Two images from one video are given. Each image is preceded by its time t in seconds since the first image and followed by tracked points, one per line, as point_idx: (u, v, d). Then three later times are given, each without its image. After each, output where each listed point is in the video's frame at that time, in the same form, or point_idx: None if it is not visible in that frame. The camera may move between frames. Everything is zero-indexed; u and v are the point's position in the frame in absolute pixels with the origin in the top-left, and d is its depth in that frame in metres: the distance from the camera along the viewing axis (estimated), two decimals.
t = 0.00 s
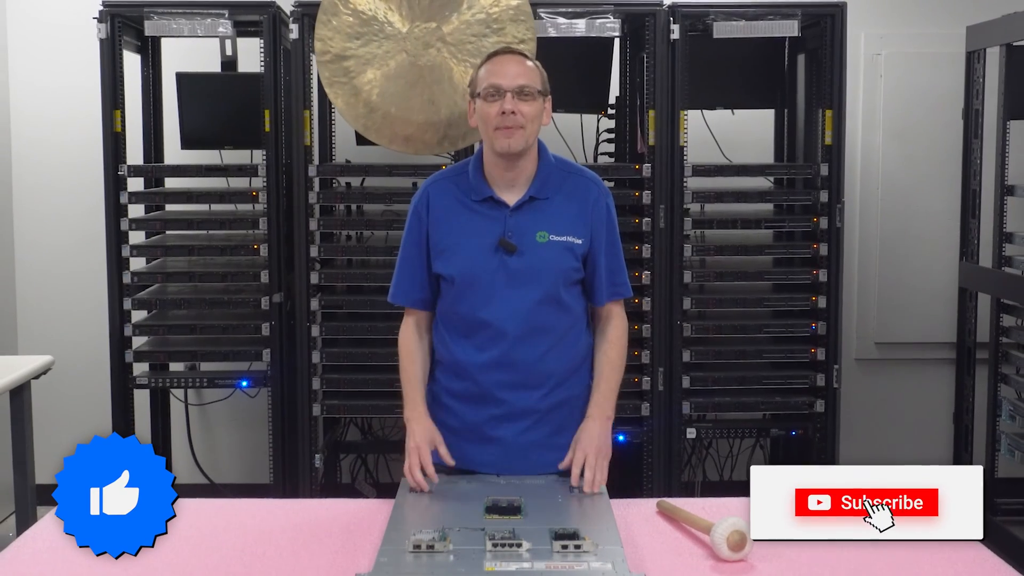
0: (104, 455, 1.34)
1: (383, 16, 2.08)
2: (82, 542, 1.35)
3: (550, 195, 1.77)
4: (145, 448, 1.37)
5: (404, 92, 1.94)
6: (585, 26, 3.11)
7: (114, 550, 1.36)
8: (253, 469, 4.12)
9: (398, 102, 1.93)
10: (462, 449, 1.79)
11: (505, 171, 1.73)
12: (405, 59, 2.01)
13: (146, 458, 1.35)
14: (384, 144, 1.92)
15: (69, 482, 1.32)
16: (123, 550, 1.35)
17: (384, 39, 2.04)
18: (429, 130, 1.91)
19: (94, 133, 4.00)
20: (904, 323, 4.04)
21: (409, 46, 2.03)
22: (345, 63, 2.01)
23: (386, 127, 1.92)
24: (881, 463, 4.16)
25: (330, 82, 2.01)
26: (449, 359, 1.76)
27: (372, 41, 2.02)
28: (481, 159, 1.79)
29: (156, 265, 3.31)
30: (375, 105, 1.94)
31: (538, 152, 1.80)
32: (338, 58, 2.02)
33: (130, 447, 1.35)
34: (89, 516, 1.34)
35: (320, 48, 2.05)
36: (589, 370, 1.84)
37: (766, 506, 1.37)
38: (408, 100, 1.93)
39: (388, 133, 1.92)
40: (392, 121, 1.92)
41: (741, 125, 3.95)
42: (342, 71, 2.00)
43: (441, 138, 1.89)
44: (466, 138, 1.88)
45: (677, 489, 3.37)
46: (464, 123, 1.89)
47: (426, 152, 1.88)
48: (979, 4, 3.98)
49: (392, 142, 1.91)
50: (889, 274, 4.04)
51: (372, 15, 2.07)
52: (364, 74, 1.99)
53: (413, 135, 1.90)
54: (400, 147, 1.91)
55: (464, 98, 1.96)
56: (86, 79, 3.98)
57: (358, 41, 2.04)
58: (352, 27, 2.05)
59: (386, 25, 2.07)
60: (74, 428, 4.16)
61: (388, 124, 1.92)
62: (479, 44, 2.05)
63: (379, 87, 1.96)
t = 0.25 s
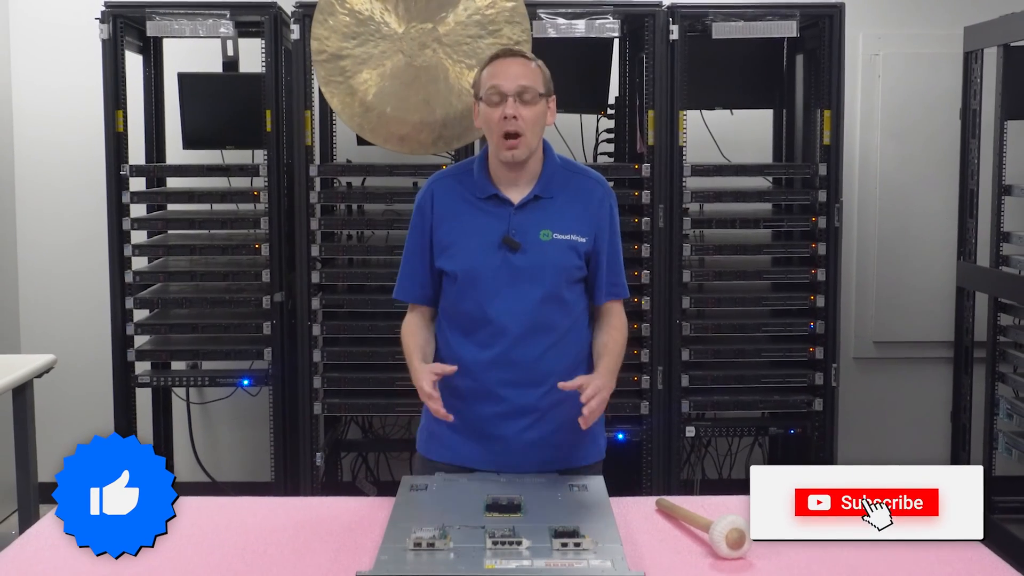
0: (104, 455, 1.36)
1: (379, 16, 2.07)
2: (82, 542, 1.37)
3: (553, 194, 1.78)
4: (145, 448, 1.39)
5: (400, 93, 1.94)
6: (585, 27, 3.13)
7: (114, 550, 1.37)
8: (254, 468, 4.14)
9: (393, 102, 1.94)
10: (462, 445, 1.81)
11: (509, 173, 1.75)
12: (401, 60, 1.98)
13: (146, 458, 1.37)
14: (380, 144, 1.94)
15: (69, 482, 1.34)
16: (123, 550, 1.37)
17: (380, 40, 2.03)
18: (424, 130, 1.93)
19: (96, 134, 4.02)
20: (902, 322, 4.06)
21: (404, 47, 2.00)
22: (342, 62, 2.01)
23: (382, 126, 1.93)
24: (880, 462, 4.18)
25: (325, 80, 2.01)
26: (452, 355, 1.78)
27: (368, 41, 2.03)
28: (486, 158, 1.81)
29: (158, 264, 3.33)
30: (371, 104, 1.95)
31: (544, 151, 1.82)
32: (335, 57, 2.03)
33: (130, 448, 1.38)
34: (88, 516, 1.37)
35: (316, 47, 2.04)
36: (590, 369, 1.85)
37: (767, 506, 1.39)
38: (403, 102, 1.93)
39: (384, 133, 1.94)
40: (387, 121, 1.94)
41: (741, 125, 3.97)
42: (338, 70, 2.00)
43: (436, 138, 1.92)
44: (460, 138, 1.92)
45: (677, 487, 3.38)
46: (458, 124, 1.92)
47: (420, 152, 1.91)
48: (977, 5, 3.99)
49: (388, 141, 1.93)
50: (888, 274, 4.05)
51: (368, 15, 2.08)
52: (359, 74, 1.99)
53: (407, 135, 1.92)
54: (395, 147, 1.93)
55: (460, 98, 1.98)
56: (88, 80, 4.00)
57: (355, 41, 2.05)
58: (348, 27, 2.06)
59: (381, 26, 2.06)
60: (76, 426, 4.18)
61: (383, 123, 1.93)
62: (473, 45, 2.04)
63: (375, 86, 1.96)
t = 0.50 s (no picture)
0: (104, 455, 1.37)
1: (375, 18, 2.08)
2: (82, 542, 1.38)
3: (560, 197, 1.80)
4: (145, 448, 1.39)
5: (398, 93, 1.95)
6: (584, 27, 3.14)
7: (114, 550, 1.38)
8: (255, 466, 4.16)
9: (391, 101, 1.94)
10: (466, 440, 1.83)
11: (516, 177, 1.76)
12: (399, 61, 2.02)
13: (146, 458, 1.38)
14: (377, 143, 1.93)
15: (69, 482, 1.35)
16: (123, 550, 1.38)
17: (377, 40, 2.05)
18: (422, 129, 1.93)
19: (98, 134, 4.04)
20: (900, 321, 4.08)
21: (402, 48, 2.04)
22: (338, 62, 1.99)
23: (380, 126, 1.92)
24: (878, 460, 4.21)
25: (322, 80, 1.97)
26: (458, 352, 1.80)
27: (366, 41, 2.03)
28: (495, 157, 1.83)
29: (160, 263, 3.35)
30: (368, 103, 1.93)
31: (553, 153, 1.83)
32: (331, 57, 2.00)
33: (130, 448, 1.39)
34: (89, 516, 1.38)
35: (313, 46, 2.02)
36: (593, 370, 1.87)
37: (766, 505, 1.35)
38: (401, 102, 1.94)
39: (381, 132, 1.93)
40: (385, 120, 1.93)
41: (740, 125, 3.98)
42: (335, 70, 1.98)
43: (433, 138, 1.91)
44: (457, 138, 1.92)
45: (676, 485, 3.41)
46: (455, 125, 1.93)
47: (418, 152, 1.90)
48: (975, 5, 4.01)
49: (385, 141, 1.92)
50: (887, 273, 4.07)
51: (366, 16, 2.07)
52: (356, 75, 1.98)
53: (405, 134, 1.91)
54: (393, 147, 1.93)
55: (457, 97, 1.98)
56: (89, 80, 4.02)
57: (351, 41, 2.04)
58: (346, 27, 2.05)
59: (378, 27, 2.07)
60: (78, 425, 4.20)
61: (381, 122, 1.92)
62: (470, 45, 2.05)
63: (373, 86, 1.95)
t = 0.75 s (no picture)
0: (105, 455, 1.39)
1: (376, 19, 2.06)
2: (82, 541, 1.40)
3: (552, 198, 1.81)
4: (145, 448, 1.41)
5: (399, 93, 1.97)
6: (584, 27, 3.16)
7: (114, 550, 1.40)
8: (257, 464, 4.18)
9: (392, 100, 1.96)
10: (463, 440, 1.86)
11: (506, 178, 1.78)
12: (400, 62, 2.00)
13: (146, 458, 1.40)
14: (377, 143, 1.96)
15: (69, 482, 1.37)
16: (123, 549, 1.40)
17: (377, 41, 2.03)
18: (421, 129, 1.96)
19: (100, 135, 4.05)
20: (898, 320, 4.10)
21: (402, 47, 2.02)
22: (339, 62, 1.97)
23: (380, 126, 1.95)
24: (877, 458, 4.23)
25: (323, 81, 1.97)
26: (453, 355, 1.82)
27: (366, 41, 2.00)
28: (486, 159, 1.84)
29: (162, 263, 3.37)
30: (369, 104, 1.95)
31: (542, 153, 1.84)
32: (331, 57, 1.98)
33: (130, 447, 1.41)
34: (89, 516, 1.39)
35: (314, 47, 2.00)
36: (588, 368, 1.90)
37: (766, 506, 1.37)
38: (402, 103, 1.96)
39: (381, 131, 1.96)
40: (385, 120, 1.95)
41: (739, 125, 4.00)
42: (336, 70, 1.97)
43: (432, 139, 1.94)
44: (456, 138, 1.95)
45: (675, 483, 3.42)
46: (454, 125, 1.96)
47: (417, 152, 1.94)
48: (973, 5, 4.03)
49: (385, 141, 1.96)
50: (885, 273, 4.09)
51: (367, 16, 2.06)
52: (357, 76, 1.97)
53: (405, 135, 1.95)
54: (393, 147, 1.96)
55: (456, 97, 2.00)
56: (90, 81, 4.03)
57: (352, 42, 2.01)
58: (346, 27, 2.03)
59: (379, 28, 2.05)
60: (80, 423, 4.22)
61: (381, 122, 1.95)
62: (471, 46, 2.02)
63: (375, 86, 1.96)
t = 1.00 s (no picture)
0: (105, 455, 1.40)
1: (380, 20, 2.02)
2: (82, 542, 1.41)
3: (521, 201, 1.84)
4: (146, 448, 1.42)
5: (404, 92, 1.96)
6: (583, 28, 3.18)
7: (113, 550, 1.41)
8: (258, 462, 4.20)
9: (397, 100, 1.97)
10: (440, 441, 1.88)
11: (475, 180, 1.80)
12: (404, 64, 1.98)
13: (146, 458, 1.41)
14: (382, 142, 2.00)
15: (68, 482, 1.39)
16: (123, 550, 1.41)
17: (382, 42, 2.01)
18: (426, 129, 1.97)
19: (102, 134, 4.07)
20: (896, 319, 4.11)
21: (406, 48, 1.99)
22: (344, 62, 2.01)
23: (385, 126, 1.98)
24: (875, 456, 4.25)
25: (329, 81, 2.01)
26: (428, 358, 1.85)
27: (370, 42, 2.00)
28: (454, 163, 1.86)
29: (164, 262, 3.38)
30: (374, 104, 1.98)
31: (509, 156, 1.87)
32: (337, 57, 2.02)
33: (130, 448, 1.42)
34: (88, 516, 1.41)
35: (320, 48, 2.04)
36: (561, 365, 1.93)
37: (766, 506, 1.38)
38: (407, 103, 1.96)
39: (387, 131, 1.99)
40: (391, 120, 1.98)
41: (738, 125, 4.02)
42: (341, 71, 2.01)
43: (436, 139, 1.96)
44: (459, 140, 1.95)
45: (673, 481, 3.45)
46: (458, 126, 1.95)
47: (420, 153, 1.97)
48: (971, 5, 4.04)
49: (390, 141, 1.99)
50: (883, 272, 4.11)
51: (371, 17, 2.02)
52: (362, 76, 1.99)
53: (408, 135, 1.97)
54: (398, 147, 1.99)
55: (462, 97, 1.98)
56: (92, 81, 4.05)
57: (358, 42, 2.02)
58: (351, 28, 2.02)
59: (383, 29, 2.01)
60: (82, 421, 4.23)
61: (386, 123, 1.98)
62: (474, 46, 1.98)
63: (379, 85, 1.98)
